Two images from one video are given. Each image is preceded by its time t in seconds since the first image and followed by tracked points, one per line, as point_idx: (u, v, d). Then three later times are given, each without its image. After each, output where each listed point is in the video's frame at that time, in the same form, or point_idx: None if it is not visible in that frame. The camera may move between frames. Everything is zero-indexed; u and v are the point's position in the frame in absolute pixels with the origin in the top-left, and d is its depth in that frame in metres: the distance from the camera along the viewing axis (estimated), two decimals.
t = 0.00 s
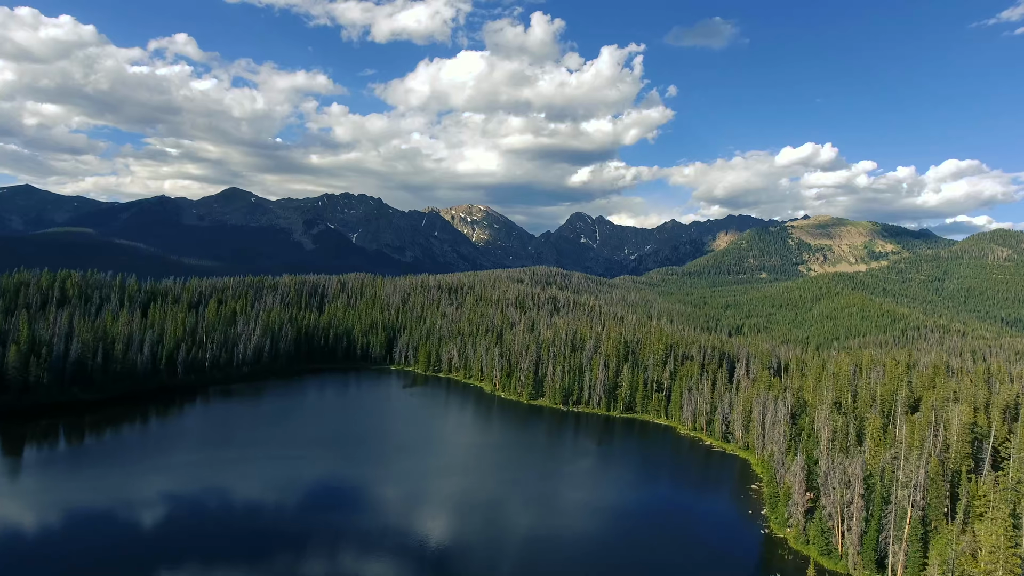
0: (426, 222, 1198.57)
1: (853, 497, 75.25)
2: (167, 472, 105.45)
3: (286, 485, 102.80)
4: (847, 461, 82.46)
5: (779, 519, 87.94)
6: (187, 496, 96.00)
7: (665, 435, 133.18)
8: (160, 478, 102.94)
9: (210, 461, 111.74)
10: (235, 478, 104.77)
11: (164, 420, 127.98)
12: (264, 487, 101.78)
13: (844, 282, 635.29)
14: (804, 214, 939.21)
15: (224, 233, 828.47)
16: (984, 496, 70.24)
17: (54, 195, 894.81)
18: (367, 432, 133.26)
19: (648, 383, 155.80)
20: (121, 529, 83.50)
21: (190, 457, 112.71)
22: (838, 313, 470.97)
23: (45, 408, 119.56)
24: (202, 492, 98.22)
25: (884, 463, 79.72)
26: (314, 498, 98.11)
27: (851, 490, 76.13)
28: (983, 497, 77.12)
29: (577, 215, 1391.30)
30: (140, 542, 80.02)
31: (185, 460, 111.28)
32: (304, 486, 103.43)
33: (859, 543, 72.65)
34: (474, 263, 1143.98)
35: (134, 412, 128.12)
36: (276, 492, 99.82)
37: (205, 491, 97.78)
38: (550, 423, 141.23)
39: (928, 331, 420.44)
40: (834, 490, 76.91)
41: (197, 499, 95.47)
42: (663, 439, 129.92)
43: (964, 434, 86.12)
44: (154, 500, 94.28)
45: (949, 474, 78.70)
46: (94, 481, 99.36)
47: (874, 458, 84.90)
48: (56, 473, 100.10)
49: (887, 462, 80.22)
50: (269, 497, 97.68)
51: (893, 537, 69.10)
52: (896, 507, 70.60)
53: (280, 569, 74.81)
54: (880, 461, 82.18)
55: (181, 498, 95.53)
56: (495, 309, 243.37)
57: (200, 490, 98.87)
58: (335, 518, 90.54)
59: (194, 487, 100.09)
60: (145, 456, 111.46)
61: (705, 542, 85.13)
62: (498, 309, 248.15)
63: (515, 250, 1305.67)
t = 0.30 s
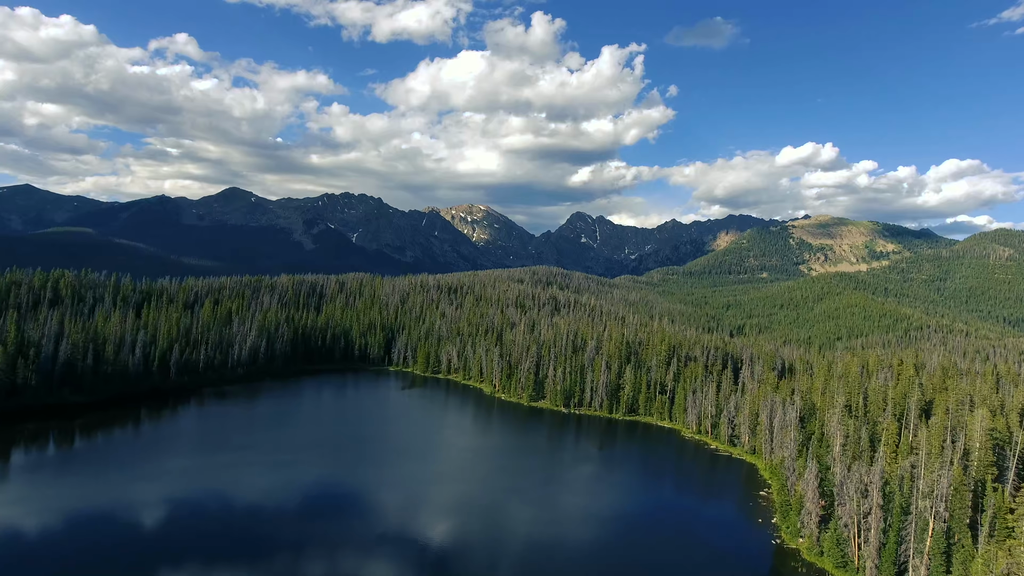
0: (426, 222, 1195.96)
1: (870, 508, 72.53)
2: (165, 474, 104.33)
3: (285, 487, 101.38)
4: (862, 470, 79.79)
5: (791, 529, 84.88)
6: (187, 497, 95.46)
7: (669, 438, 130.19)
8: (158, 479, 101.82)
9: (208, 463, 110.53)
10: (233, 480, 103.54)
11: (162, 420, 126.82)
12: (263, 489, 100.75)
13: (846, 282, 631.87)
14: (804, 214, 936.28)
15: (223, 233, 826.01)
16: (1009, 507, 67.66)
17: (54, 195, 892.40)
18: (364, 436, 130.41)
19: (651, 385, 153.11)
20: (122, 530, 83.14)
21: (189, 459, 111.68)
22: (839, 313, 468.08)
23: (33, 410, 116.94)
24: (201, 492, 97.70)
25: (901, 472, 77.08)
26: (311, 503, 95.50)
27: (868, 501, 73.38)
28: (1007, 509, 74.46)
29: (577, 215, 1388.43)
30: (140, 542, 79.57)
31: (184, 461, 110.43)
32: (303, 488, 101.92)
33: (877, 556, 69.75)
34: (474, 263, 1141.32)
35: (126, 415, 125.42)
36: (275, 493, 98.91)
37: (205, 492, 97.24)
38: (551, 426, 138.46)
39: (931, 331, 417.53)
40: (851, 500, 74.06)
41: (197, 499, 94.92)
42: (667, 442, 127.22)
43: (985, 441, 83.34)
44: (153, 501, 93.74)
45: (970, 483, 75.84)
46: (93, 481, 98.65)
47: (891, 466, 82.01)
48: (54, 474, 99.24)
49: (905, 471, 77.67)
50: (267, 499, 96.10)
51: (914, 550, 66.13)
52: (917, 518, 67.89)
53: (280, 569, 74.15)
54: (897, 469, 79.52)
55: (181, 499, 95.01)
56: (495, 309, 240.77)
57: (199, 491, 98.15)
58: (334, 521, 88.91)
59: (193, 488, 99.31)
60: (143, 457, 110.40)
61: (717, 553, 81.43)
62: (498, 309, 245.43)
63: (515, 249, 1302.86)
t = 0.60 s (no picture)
0: (426, 222, 1193.04)
1: (889, 519, 69.55)
2: (162, 477, 103.06)
3: (283, 490, 99.95)
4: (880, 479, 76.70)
5: (803, 540, 81.71)
6: (186, 499, 94.66)
7: (674, 442, 127.09)
8: (155, 482, 100.52)
9: (205, 465, 109.12)
10: (231, 482, 102.13)
11: (159, 421, 125.46)
12: (261, 491, 99.44)
13: (847, 281, 628.91)
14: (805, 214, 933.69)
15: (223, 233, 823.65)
16: None
17: (54, 195, 889.67)
18: (362, 440, 127.44)
19: (654, 387, 150.27)
20: (120, 530, 82.45)
21: (186, 461, 110.36)
22: (841, 313, 465.38)
23: (21, 413, 114.63)
24: (200, 494, 96.89)
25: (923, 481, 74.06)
26: (307, 509, 92.75)
27: (888, 513, 70.37)
28: None
29: (577, 215, 1386.50)
30: (139, 543, 78.84)
31: (182, 463, 109.30)
32: (302, 490, 100.51)
33: (896, 570, 66.75)
34: (474, 263, 1138.53)
35: (117, 417, 122.98)
36: (274, 496, 97.79)
37: (203, 494, 96.35)
38: (551, 429, 135.42)
39: (934, 332, 414.51)
40: (868, 511, 70.78)
41: (196, 500, 94.22)
42: (671, 446, 124.25)
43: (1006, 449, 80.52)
44: (152, 502, 92.90)
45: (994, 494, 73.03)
46: (89, 484, 97.53)
47: (907, 474, 79.21)
48: (51, 475, 98.11)
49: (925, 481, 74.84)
50: (265, 502, 94.49)
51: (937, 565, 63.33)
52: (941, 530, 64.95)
53: (279, 570, 73.42)
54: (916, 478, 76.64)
55: (180, 500, 94.35)
56: (495, 309, 238.50)
57: (197, 493, 97.19)
58: (332, 526, 87.11)
59: (191, 490, 98.22)
60: (139, 458, 109.24)
61: (730, 563, 78.01)
62: (498, 309, 243.22)
63: (515, 249, 1300.48)
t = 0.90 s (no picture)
0: (425, 222, 1190.15)
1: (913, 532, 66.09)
2: (157, 480, 101.10)
3: (281, 493, 98.16)
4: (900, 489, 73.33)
5: (817, 551, 77.30)
6: (184, 500, 94.01)
7: (677, 447, 123.59)
8: (150, 486, 98.44)
9: (200, 469, 107.04)
10: (227, 486, 100.08)
11: (153, 422, 123.50)
12: (256, 494, 97.45)
13: (848, 281, 625.92)
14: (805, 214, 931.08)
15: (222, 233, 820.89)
16: None
17: (53, 195, 886.87)
18: (359, 444, 124.26)
19: (657, 390, 147.16)
20: (119, 531, 82.33)
21: (181, 464, 108.26)
22: (842, 314, 462.58)
23: (8, 416, 111.83)
24: (198, 495, 96.13)
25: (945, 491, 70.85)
26: (304, 516, 89.80)
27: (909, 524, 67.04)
28: None
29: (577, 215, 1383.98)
30: (138, 543, 78.81)
31: (178, 465, 107.46)
32: (300, 492, 98.85)
33: None
34: (474, 263, 1135.51)
35: (106, 421, 119.83)
36: (272, 496, 96.93)
37: (201, 496, 95.54)
38: (552, 433, 132.21)
39: (937, 332, 411.07)
40: (888, 522, 67.29)
41: (195, 501, 93.71)
42: (676, 451, 120.66)
43: None
44: (150, 504, 92.14)
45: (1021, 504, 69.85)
46: (84, 487, 95.96)
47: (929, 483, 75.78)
48: (46, 476, 97.21)
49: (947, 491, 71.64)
50: (260, 508, 92.20)
51: None
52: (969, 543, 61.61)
53: (277, 569, 73.20)
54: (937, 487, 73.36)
55: (178, 501, 93.74)
56: (495, 309, 235.89)
57: (194, 495, 95.90)
58: (330, 531, 84.92)
59: (188, 493, 96.87)
60: (134, 459, 107.78)
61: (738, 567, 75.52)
62: (498, 309, 240.63)
63: (515, 250, 1297.70)
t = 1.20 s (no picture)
0: (425, 222, 1186.96)
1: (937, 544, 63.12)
2: (152, 485, 98.49)
3: (279, 498, 95.91)
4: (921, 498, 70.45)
5: (832, 563, 72.85)
6: (183, 501, 93.65)
7: (682, 450, 120.57)
8: (145, 492, 95.96)
9: (196, 473, 104.54)
10: (223, 492, 97.77)
11: (147, 424, 121.37)
12: (253, 500, 95.20)
13: (849, 281, 622.97)
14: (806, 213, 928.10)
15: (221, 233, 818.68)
16: None
17: (53, 195, 884.34)
18: (356, 448, 121.27)
19: (660, 392, 144.25)
20: (118, 531, 82.68)
21: (175, 468, 105.65)
22: (843, 314, 459.88)
23: None
24: (196, 495, 95.92)
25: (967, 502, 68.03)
26: (301, 525, 86.94)
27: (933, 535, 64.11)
28: None
29: (577, 215, 1381.40)
30: (139, 543, 79.29)
31: (173, 470, 105.11)
32: (298, 498, 96.60)
33: None
34: (474, 263, 1132.03)
35: (96, 424, 117.03)
36: (270, 497, 96.60)
37: (200, 498, 94.66)
38: (553, 436, 129.24)
39: (939, 333, 407.16)
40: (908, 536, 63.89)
41: (195, 501, 93.81)
42: (680, 456, 117.31)
43: None
44: (148, 505, 91.93)
45: None
46: (79, 491, 93.86)
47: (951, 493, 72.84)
48: (43, 475, 96.78)
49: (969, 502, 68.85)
50: (257, 515, 89.43)
51: None
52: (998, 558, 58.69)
53: (276, 569, 73.42)
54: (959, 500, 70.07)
55: (177, 501, 93.67)
56: (495, 309, 233.75)
57: (191, 499, 94.42)
58: (329, 539, 82.41)
59: (185, 496, 95.53)
60: (130, 460, 106.84)
61: (738, 567, 74.64)
62: (497, 309, 238.42)
63: (515, 249, 1294.90)
